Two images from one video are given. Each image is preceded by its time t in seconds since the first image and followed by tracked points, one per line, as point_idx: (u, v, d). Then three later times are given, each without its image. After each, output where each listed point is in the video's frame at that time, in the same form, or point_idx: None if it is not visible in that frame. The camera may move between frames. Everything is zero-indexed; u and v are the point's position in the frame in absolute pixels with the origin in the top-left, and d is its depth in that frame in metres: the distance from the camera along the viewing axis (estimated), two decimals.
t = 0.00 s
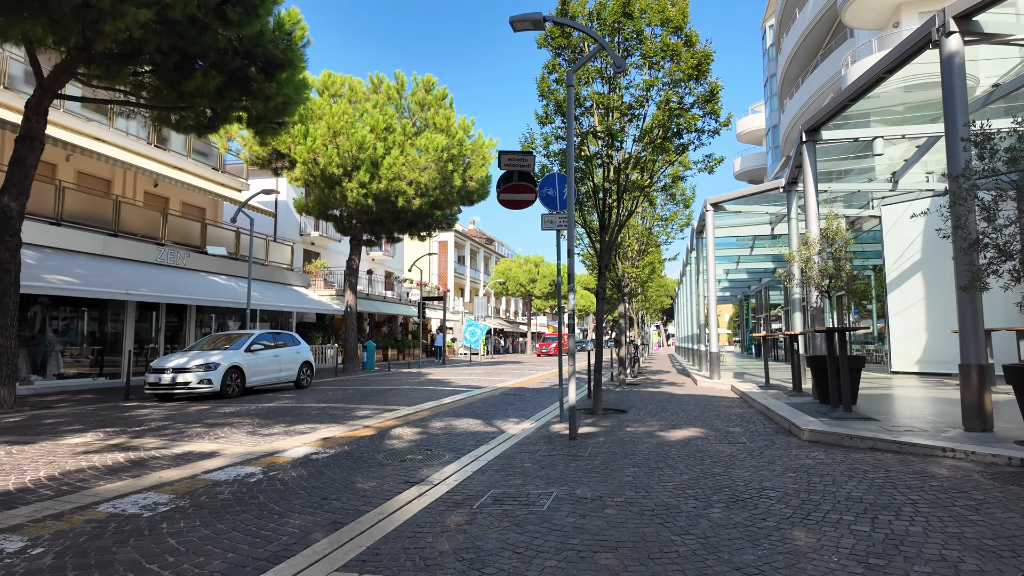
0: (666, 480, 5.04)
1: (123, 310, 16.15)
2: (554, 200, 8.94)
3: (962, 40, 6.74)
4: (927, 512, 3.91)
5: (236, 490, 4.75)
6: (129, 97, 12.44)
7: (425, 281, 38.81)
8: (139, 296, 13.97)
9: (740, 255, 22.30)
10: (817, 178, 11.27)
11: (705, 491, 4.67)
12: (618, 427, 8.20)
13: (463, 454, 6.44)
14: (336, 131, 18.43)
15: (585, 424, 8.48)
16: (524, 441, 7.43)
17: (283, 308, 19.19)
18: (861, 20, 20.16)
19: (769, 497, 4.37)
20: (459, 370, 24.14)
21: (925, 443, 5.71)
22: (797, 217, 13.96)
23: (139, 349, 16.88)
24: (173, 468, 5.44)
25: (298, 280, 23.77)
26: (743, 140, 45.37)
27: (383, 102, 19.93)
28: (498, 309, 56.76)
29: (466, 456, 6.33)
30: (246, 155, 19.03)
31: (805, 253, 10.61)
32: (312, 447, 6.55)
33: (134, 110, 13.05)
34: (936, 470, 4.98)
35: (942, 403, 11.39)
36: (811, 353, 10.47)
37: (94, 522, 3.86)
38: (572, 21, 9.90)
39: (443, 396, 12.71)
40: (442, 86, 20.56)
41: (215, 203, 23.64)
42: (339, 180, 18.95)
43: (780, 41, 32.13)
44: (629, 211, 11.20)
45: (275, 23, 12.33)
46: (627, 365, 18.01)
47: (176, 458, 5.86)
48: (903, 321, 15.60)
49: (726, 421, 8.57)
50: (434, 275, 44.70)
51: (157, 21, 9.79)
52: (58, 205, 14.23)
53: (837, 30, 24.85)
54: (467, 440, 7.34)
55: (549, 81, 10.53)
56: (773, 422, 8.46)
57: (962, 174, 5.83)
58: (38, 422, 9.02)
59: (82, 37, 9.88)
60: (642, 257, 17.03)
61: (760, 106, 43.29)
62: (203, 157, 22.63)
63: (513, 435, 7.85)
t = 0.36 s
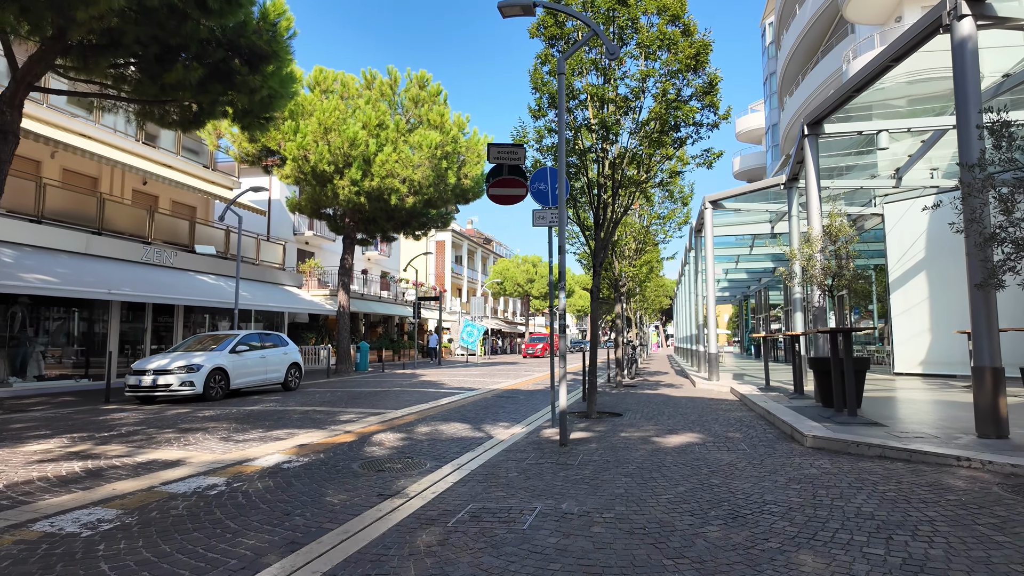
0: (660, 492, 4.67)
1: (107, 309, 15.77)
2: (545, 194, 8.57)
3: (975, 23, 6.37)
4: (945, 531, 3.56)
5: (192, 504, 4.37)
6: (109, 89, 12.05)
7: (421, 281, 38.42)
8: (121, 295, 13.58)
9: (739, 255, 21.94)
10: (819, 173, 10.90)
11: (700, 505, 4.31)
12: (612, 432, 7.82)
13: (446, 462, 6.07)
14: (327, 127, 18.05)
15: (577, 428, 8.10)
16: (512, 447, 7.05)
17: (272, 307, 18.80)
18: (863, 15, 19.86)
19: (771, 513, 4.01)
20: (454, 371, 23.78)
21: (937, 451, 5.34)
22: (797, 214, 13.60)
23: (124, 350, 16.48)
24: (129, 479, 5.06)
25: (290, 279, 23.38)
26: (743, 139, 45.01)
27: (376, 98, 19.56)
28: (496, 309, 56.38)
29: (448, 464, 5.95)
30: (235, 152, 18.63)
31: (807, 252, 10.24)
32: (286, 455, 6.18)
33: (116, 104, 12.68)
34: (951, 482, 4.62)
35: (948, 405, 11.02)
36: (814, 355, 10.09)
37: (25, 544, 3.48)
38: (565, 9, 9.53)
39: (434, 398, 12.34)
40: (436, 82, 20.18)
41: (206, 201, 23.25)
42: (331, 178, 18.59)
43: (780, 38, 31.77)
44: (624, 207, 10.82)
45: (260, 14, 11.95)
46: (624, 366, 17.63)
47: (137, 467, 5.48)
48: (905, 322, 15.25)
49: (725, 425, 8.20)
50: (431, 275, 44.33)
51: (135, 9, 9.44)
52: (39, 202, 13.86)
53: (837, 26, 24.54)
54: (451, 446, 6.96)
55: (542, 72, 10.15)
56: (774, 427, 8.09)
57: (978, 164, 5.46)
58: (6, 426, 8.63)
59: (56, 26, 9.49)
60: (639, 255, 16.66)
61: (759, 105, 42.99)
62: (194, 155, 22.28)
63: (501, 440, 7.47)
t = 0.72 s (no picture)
0: (650, 508, 4.28)
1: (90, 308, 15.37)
2: (534, 188, 8.19)
3: (987, 3, 5.97)
4: (965, 557, 3.18)
5: (135, 521, 3.98)
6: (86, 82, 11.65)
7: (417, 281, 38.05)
8: (100, 295, 13.19)
9: (738, 254, 21.58)
10: (821, 167, 10.49)
11: (693, 523, 3.92)
12: (604, 438, 7.42)
13: (424, 472, 5.67)
14: (317, 123, 17.66)
15: (568, 434, 7.71)
16: (497, 454, 6.66)
17: (261, 307, 18.41)
18: (864, 9, 19.54)
19: (771, 534, 3.62)
20: (449, 372, 23.38)
21: (951, 461, 4.95)
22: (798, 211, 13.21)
23: (108, 352, 16.12)
24: (75, 492, 4.66)
25: (281, 278, 22.96)
26: (742, 137, 44.61)
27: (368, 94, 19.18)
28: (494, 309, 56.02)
29: (426, 475, 5.55)
30: (223, 149, 18.33)
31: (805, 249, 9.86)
32: (254, 464, 5.79)
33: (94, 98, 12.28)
34: (968, 496, 4.23)
35: (953, 408, 10.64)
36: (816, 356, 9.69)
37: None
38: None
39: (423, 401, 11.94)
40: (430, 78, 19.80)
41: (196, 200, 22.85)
42: (321, 174, 18.21)
43: (780, 34, 31.37)
44: (618, 203, 10.41)
45: (242, 4, 11.57)
46: (620, 368, 17.25)
47: (88, 479, 5.07)
48: (907, 323, 14.88)
49: (723, 431, 7.80)
50: (428, 275, 43.95)
51: None
52: (16, 199, 13.47)
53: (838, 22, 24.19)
54: (433, 454, 6.57)
55: (532, 62, 9.75)
56: (775, 432, 7.69)
57: (993, 150, 5.08)
58: None
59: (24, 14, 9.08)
60: (636, 254, 16.26)
61: (758, 103, 42.67)
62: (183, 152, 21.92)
63: (486, 447, 7.08)
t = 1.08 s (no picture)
0: (648, 526, 3.90)
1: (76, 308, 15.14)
2: (527, 181, 7.80)
3: None
4: None
5: (78, 541, 3.60)
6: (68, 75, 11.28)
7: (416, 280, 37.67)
8: (84, 293, 12.84)
9: (742, 253, 21.16)
10: (829, 160, 10.07)
11: (697, 544, 3.54)
12: (601, 443, 7.03)
13: (406, 482, 5.29)
14: (311, 118, 17.28)
15: (563, 440, 7.31)
16: (486, 461, 6.27)
17: (254, 307, 18.06)
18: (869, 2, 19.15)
19: (782, 558, 3.24)
20: (447, 372, 23.02)
21: (976, 473, 4.55)
22: (803, 208, 12.79)
23: (96, 352, 15.77)
24: (22, 506, 4.27)
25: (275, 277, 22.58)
26: (745, 136, 44.15)
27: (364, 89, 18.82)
28: (494, 309, 55.61)
29: (408, 485, 5.16)
30: (215, 146, 17.84)
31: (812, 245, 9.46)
32: (225, 473, 5.41)
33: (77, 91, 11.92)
34: (998, 513, 3.84)
35: (966, 412, 10.24)
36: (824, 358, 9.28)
37: None
38: None
39: (416, 404, 11.56)
40: (427, 73, 19.44)
41: (190, 198, 22.48)
42: (316, 171, 17.85)
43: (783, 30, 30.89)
44: (617, 198, 10.00)
45: None
46: (621, 370, 16.82)
47: (42, 490, 4.70)
48: (915, 322, 14.46)
49: (727, 436, 7.40)
50: (428, 274, 43.57)
51: None
52: None
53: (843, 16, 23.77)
54: (418, 461, 6.19)
55: (528, 50, 9.32)
56: (782, 438, 7.28)
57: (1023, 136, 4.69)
58: None
59: None
60: (637, 252, 15.84)
61: (761, 102, 42.32)
62: (176, 150, 21.58)
63: (477, 453, 6.69)
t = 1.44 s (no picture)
0: (649, 551, 3.51)
1: (60, 307, 14.83)
2: (521, 174, 7.39)
3: None
4: None
5: (8, 570, 3.20)
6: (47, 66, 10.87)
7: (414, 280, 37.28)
8: (66, 292, 12.43)
9: (743, 252, 20.76)
10: (837, 154, 9.66)
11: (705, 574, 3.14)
12: (599, 452, 6.63)
13: (387, 496, 4.89)
14: (303, 114, 16.86)
15: (559, 448, 6.91)
16: (476, 471, 5.88)
17: (246, 307, 17.69)
18: None
19: None
20: (444, 373, 22.65)
21: (1009, 490, 4.15)
22: (809, 205, 12.38)
23: (81, 352, 15.39)
24: None
25: (268, 276, 22.24)
26: (746, 135, 43.72)
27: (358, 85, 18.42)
28: (493, 309, 55.18)
29: (389, 501, 4.76)
30: (206, 142, 17.36)
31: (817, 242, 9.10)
32: (193, 486, 5.01)
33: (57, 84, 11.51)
34: None
35: (978, 416, 9.85)
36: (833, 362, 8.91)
37: None
38: None
39: (408, 407, 11.17)
40: (422, 68, 19.02)
41: (182, 196, 22.07)
42: (309, 168, 17.45)
43: (785, 27, 30.45)
44: (616, 193, 9.60)
45: None
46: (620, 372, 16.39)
47: None
48: (921, 323, 14.12)
49: (732, 444, 6.99)
50: (426, 274, 43.15)
51: None
52: None
53: (847, 11, 23.36)
54: (402, 472, 5.80)
55: (524, 38, 8.89)
56: (790, 446, 6.89)
57: None
58: None
59: None
60: (637, 251, 15.42)
61: (763, 100, 41.97)
62: (167, 147, 21.17)
63: (468, 463, 6.30)
